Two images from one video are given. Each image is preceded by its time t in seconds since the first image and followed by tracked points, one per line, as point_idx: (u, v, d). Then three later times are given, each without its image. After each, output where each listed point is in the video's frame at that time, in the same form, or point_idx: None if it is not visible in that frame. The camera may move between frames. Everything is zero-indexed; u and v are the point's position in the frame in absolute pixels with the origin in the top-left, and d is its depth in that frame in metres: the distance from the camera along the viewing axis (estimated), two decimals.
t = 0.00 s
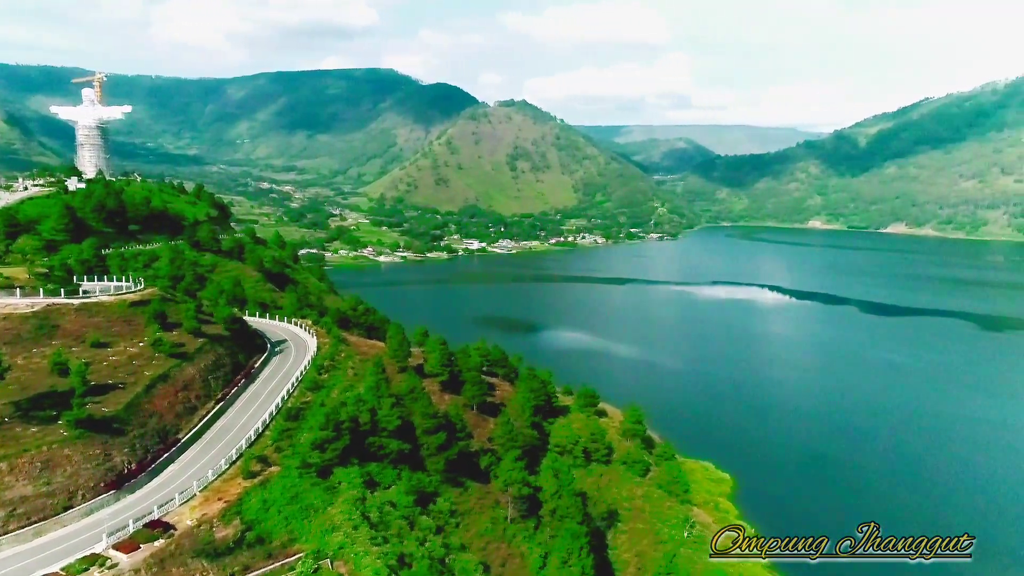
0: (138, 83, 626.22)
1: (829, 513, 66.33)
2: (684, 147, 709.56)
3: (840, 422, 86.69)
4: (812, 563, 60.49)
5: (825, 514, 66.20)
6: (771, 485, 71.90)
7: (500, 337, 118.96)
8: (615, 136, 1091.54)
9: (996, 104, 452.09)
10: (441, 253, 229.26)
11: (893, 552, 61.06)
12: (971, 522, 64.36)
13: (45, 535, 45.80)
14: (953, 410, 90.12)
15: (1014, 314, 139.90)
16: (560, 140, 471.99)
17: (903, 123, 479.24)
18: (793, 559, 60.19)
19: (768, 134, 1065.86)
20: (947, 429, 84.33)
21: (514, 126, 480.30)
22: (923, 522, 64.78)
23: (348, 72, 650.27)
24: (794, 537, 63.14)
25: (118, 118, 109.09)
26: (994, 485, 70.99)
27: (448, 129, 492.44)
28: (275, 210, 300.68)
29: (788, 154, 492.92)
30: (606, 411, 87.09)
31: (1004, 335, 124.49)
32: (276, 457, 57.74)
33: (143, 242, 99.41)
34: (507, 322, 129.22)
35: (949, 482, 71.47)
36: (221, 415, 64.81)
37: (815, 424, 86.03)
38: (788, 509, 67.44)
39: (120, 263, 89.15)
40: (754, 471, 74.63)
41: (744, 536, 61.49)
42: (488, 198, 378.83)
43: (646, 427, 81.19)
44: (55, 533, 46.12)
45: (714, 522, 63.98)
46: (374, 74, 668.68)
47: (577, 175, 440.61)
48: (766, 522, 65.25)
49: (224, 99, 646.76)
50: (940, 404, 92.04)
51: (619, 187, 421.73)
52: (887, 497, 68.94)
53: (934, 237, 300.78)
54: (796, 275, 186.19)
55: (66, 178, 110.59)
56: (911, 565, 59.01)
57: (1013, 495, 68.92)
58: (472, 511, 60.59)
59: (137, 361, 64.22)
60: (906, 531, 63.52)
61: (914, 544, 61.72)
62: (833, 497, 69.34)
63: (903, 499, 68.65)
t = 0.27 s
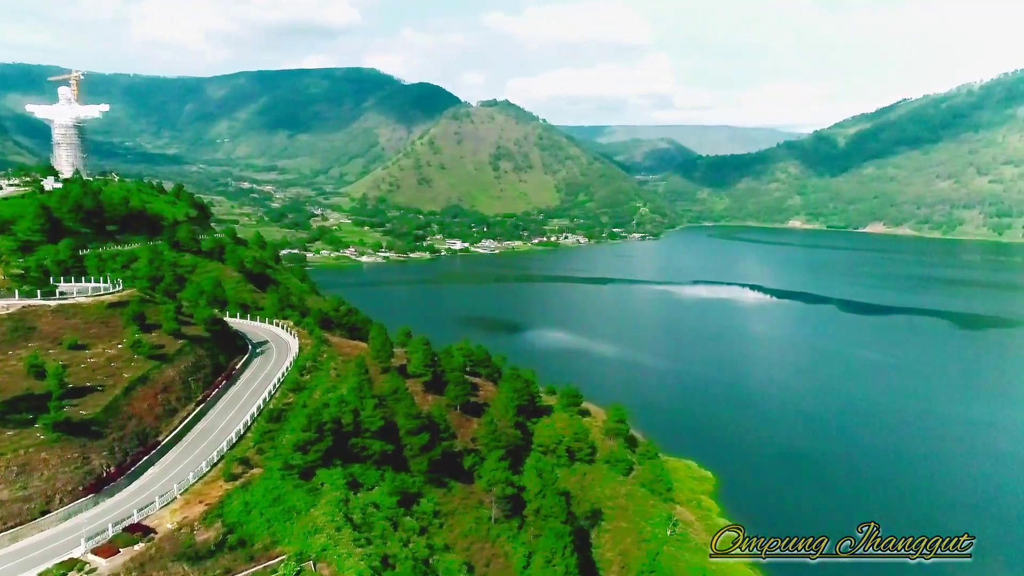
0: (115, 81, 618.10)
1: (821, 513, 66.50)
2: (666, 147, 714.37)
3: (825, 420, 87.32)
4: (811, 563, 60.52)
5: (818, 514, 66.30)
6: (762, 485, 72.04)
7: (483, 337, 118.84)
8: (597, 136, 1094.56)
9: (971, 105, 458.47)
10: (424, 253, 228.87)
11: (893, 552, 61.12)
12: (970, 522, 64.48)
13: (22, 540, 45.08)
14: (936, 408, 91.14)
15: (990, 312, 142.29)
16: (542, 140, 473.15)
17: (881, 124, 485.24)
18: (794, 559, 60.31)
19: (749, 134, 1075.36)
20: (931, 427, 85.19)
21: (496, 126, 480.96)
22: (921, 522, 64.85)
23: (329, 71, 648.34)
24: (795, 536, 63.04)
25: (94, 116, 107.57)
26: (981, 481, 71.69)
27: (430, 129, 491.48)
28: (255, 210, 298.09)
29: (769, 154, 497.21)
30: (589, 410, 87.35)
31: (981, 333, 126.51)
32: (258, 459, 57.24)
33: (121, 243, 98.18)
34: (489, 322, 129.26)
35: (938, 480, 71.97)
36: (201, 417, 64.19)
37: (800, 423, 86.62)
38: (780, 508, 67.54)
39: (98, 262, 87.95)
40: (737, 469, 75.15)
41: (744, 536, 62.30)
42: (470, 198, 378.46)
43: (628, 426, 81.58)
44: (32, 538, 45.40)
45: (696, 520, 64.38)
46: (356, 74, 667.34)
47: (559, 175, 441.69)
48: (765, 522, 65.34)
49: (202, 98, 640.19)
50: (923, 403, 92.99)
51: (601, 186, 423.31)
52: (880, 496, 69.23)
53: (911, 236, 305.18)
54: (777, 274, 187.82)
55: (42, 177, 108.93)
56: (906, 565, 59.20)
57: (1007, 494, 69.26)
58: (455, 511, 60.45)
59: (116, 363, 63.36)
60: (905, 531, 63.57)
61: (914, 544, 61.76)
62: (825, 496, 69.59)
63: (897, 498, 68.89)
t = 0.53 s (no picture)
0: (91, 79, 609.82)
1: (815, 512, 66.48)
2: (647, 147, 718.54)
3: (810, 419, 87.81)
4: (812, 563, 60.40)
5: (811, 513, 66.33)
6: (752, 484, 72.08)
7: (466, 338, 118.60)
8: (580, 136, 1097.08)
9: (947, 106, 464.79)
10: (406, 254, 228.29)
11: (892, 552, 61.02)
12: (969, 521, 64.43)
13: None
14: (921, 407, 91.91)
15: (966, 310, 144.33)
16: (525, 141, 474.21)
17: (859, 125, 491.01)
18: (795, 558, 60.06)
19: (730, 134, 1083.70)
20: (916, 425, 85.93)
21: (478, 126, 481.62)
22: (920, 521, 64.77)
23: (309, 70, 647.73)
24: (795, 536, 62.89)
25: (71, 115, 106.10)
26: (968, 479, 72.19)
27: (412, 129, 490.55)
28: (236, 211, 295.54)
29: (750, 155, 501.35)
30: (572, 410, 87.58)
31: (960, 331, 128.23)
32: (240, 461, 56.73)
33: (98, 243, 96.94)
34: (472, 322, 129.23)
35: (923, 478, 72.56)
36: (181, 419, 63.55)
37: (785, 422, 87.13)
38: (774, 507, 67.49)
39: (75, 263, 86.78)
40: (719, 467, 75.62)
41: (745, 536, 62.66)
42: (453, 198, 378.16)
43: (611, 425, 81.86)
44: (7, 544, 44.68)
45: (679, 518, 64.70)
46: (337, 73, 666.23)
47: (541, 174, 442.59)
48: (765, 520, 65.24)
49: (180, 97, 633.61)
50: (907, 401, 93.78)
51: (584, 186, 424.58)
52: (873, 496, 69.34)
53: (888, 236, 309.27)
54: (757, 274, 189.39)
55: (17, 177, 107.21)
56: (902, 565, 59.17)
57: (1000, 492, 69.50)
58: (439, 512, 60.24)
59: (93, 365, 62.57)
60: (906, 531, 63.39)
61: (915, 544, 61.62)
62: (816, 495, 69.78)
63: (891, 498, 68.96)
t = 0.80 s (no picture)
0: (66, 77, 600.34)
1: (812, 512, 66.14)
2: (628, 148, 722.77)
3: (790, 417, 88.53)
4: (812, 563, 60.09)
5: (806, 512, 66.14)
6: (743, 483, 71.94)
7: (447, 338, 118.37)
8: (561, 136, 1100.39)
9: (922, 107, 471.16)
10: (388, 254, 227.60)
11: (893, 552, 60.44)
12: (950, 516, 65.00)
13: None
14: (900, 404, 92.97)
15: (942, 308, 146.47)
16: (506, 141, 475.02)
17: (837, 126, 496.76)
18: (793, 558, 59.78)
19: (710, 135, 1092.55)
20: (902, 424, 86.23)
21: (459, 126, 481.79)
22: (922, 522, 64.30)
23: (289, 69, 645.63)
24: (795, 536, 62.55)
25: (45, 114, 104.53)
26: (951, 475, 72.78)
27: (393, 129, 489.03)
28: (214, 211, 292.72)
29: (730, 155, 505.45)
30: (554, 409, 87.70)
31: (937, 330, 129.81)
32: (219, 464, 56.10)
33: (74, 244, 95.58)
34: (454, 322, 129.08)
35: (903, 474, 73.28)
36: (159, 422, 62.74)
37: (769, 420, 87.51)
38: (770, 508, 67.07)
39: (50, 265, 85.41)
40: (701, 465, 76.01)
41: (745, 537, 62.48)
42: (435, 198, 377.58)
43: (593, 425, 82.06)
44: None
45: (660, 516, 64.84)
46: (317, 72, 664.10)
47: (523, 174, 443.27)
48: (765, 521, 64.83)
49: (157, 95, 626.20)
50: (891, 400, 94.33)
51: (565, 186, 425.90)
52: (867, 495, 69.25)
53: (865, 236, 313.34)
54: (737, 273, 191.05)
55: None
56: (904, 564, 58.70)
57: (999, 492, 69.16)
58: (421, 514, 59.86)
59: (69, 368, 61.62)
60: (906, 531, 63.09)
61: (914, 544, 61.28)
62: (805, 492, 69.89)
63: (888, 498, 68.65)
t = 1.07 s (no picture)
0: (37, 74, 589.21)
1: (806, 511, 66.21)
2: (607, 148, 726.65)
3: (769, 415, 89.36)
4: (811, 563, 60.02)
5: (798, 511, 66.22)
6: (731, 482, 72.12)
7: (427, 338, 118.13)
8: (540, 136, 1103.45)
9: (896, 109, 478.35)
10: (367, 254, 226.61)
11: (893, 552, 60.32)
12: (928, 512, 65.85)
13: None
14: (877, 401, 94.18)
15: (917, 307, 148.83)
16: (485, 141, 475.39)
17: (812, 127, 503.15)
18: (791, 558, 59.70)
19: (688, 135, 1101.84)
20: (885, 423, 86.99)
21: (438, 126, 481.26)
22: (922, 522, 64.18)
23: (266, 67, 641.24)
24: (795, 536, 62.45)
25: (15, 113, 102.58)
26: (929, 471, 73.76)
27: (371, 129, 487.16)
28: (191, 211, 289.47)
29: (708, 155, 509.82)
30: (535, 409, 87.82)
31: (913, 329, 131.58)
32: (196, 467, 55.49)
33: (46, 245, 93.96)
34: (434, 323, 128.88)
35: (882, 470, 74.15)
36: (134, 425, 61.89)
37: (751, 419, 88.06)
38: (765, 507, 67.01)
39: (22, 266, 83.86)
40: (682, 464, 76.49)
41: (745, 536, 62.41)
42: (414, 198, 376.61)
43: (573, 424, 82.37)
44: None
45: (640, 514, 65.24)
46: (294, 71, 659.91)
47: (503, 174, 443.55)
48: (756, 519, 65.07)
49: (132, 93, 617.19)
50: (867, 397, 95.57)
51: (545, 186, 427.04)
52: (859, 494, 69.37)
53: (840, 235, 317.75)
54: (715, 272, 192.70)
55: None
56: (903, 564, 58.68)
57: (993, 491, 69.33)
58: (401, 515, 59.51)
59: (42, 371, 60.56)
60: (906, 531, 62.97)
61: (914, 544, 61.15)
62: (793, 490, 70.22)
63: (883, 497, 68.71)
